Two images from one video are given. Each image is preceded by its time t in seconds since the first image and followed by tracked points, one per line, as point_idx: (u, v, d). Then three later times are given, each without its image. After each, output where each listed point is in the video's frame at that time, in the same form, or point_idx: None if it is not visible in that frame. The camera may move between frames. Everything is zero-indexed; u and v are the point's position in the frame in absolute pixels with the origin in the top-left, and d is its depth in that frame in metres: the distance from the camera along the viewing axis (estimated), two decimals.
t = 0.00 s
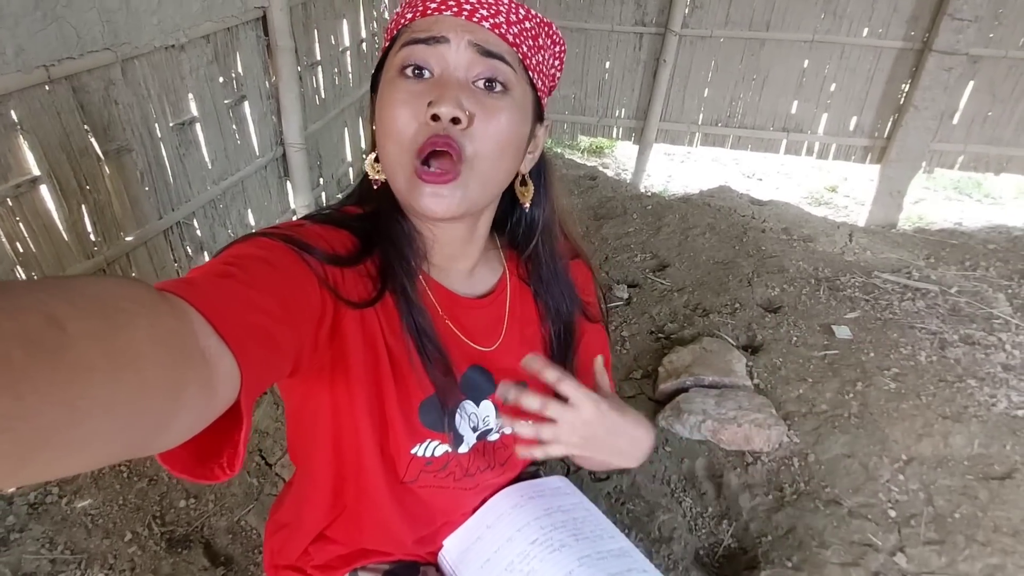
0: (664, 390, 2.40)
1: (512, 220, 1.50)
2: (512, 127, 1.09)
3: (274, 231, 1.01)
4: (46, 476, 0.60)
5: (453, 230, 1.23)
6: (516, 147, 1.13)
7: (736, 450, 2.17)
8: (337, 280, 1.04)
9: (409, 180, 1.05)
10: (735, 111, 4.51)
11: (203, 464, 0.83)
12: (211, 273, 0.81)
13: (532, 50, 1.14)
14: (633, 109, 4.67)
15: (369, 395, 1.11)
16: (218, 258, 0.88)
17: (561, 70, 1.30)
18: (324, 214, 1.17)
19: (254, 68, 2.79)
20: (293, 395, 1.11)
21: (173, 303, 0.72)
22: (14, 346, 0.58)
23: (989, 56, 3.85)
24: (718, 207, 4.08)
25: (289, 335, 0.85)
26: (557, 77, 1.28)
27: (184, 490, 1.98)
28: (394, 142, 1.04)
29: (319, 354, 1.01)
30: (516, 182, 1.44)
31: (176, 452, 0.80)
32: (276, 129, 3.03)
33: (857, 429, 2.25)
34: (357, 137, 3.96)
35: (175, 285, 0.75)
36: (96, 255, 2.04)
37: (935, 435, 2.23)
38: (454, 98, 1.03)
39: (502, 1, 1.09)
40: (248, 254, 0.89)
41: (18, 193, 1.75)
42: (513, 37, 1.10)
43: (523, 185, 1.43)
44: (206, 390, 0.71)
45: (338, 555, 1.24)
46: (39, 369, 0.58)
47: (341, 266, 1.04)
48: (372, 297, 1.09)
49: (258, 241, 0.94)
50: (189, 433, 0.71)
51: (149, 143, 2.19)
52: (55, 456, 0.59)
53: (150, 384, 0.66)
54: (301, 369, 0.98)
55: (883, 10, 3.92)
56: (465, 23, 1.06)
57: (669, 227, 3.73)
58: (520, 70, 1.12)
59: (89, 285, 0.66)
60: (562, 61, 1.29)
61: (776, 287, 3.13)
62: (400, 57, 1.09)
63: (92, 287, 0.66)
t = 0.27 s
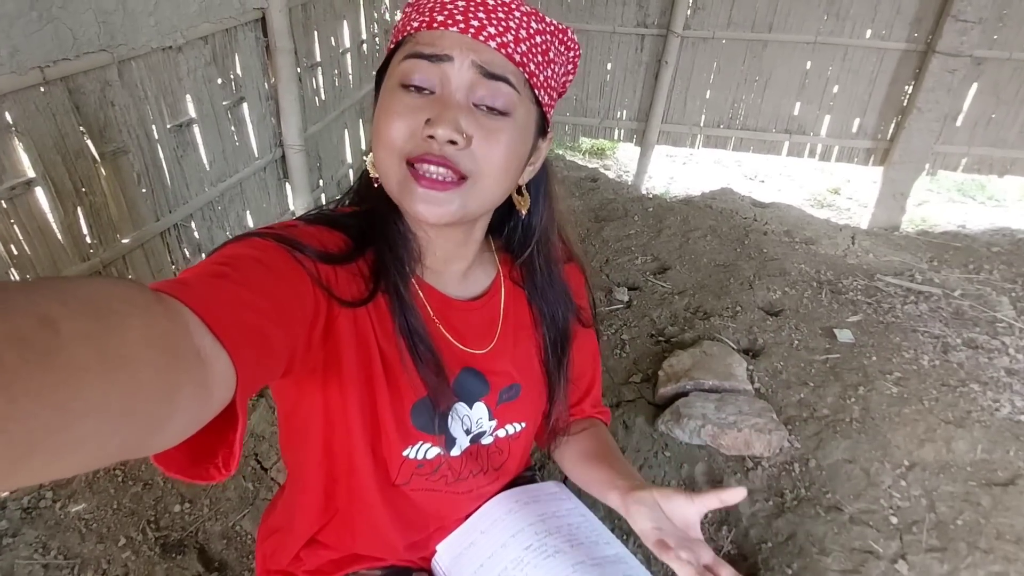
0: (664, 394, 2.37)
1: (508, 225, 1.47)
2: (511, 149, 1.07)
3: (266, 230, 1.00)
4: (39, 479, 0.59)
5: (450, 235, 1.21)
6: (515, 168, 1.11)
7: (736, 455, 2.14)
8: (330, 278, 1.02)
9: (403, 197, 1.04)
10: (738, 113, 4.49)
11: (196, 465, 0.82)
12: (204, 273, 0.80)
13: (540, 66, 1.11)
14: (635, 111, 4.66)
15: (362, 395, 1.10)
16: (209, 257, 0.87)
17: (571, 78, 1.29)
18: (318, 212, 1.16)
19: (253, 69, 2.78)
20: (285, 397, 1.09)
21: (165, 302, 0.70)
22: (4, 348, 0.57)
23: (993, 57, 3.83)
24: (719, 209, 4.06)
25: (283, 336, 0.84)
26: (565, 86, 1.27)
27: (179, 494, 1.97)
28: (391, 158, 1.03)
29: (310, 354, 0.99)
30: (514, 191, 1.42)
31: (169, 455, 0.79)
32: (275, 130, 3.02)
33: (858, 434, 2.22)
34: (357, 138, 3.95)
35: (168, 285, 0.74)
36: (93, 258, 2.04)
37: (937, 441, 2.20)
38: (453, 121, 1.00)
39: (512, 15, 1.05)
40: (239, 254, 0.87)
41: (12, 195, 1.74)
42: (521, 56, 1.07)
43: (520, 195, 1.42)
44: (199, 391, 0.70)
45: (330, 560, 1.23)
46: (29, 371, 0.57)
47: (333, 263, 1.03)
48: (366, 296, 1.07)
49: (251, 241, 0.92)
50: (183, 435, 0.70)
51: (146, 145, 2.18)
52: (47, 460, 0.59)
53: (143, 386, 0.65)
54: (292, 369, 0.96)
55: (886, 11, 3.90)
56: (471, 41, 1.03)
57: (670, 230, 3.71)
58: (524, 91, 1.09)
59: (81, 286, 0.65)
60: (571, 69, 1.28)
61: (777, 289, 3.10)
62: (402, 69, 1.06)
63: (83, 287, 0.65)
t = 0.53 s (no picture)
0: (664, 395, 2.38)
1: (519, 229, 1.48)
2: (516, 157, 1.07)
3: (276, 231, 1.00)
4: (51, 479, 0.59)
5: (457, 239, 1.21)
6: (521, 176, 1.11)
7: (735, 456, 2.15)
8: (339, 279, 1.02)
9: (408, 207, 1.04)
10: (736, 114, 4.50)
11: (206, 464, 0.82)
12: (215, 274, 0.80)
13: (547, 72, 1.11)
14: (634, 111, 4.66)
15: (368, 397, 1.10)
16: (219, 259, 0.87)
17: (582, 81, 1.28)
18: (327, 214, 1.16)
19: (253, 69, 2.78)
20: (292, 398, 1.10)
21: (176, 303, 0.71)
22: (17, 349, 0.57)
23: (990, 59, 3.84)
24: (718, 210, 4.07)
25: (291, 339, 0.84)
26: (575, 89, 1.26)
27: (180, 494, 1.97)
28: (396, 166, 1.03)
29: (319, 355, 1.00)
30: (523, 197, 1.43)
31: (179, 455, 0.79)
32: (275, 130, 3.02)
33: (857, 435, 2.24)
34: (357, 138, 3.95)
35: (180, 286, 0.74)
36: (93, 258, 2.03)
37: (935, 442, 2.21)
38: (458, 130, 1.00)
39: (519, 21, 1.05)
40: (250, 255, 0.87)
41: (14, 195, 1.74)
42: (528, 63, 1.07)
43: (529, 201, 1.42)
44: (210, 391, 0.70)
45: (334, 561, 1.24)
46: (41, 371, 0.58)
47: (343, 267, 1.03)
48: (374, 299, 1.07)
49: (261, 242, 0.93)
50: (194, 436, 0.70)
51: (146, 145, 2.17)
52: (59, 460, 0.59)
53: (154, 387, 0.65)
54: (301, 370, 0.96)
55: (884, 13, 3.91)
56: (476, 48, 1.03)
57: (669, 230, 3.72)
58: (530, 98, 1.09)
59: (93, 286, 0.65)
60: (582, 72, 1.27)
61: (776, 290, 3.11)
62: (409, 77, 1.06)
63: (96, 288, 0.65)
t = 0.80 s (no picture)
0: (665, 394, 2.38)
1: (520, 228, 1.48)
2: (518, 160, 1.07)
3: (279, 232, 1.00)
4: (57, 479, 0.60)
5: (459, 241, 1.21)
6: (523, 179, 1.11)
7: (738, 455, 2.16)
8: (343, 281, 1.02)
9: (412, 214, 1.05)
10: (737, 113, 4.51)
11: (209, 466, 0.82)
12: (218, 276, 0.80)
13: (547, 74, 1.11)
14: (634, 111, 4.66)
15: (371, 398, 1.10)
16: (223, 260, 0.87)
17: (582, 80, 1.28)
18: (331, 216, 1.16)
19: (255, 69, 2.78)
20: (296, 398, 1.10)
21: (180, 304, 0.71)
22: (23, 348, 0.57)
23: (991, 58, 3.84)
24: (719, 209, 4.07)
25: (294, 341, 0.84)
26: (575, 88, 1.26)
27: (183, 494, 1.97)
28: (400, 173, 1.04)
29: (322, 357, 1.00)
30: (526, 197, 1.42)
31: (183, 455, 0.79)
32: (276, 131, 3.02)
33: (859, 434, 2.24)
34: (358, 138, 3.95)
35: (185, 288, 0.74)
36: (96, 258, 2.03)
37: (938, 440, 2.22)
38: (460, 136, 1.00)
39: (518, 24, 1.05)
40: (254, 257, 0.88)
41: (17, 196, 1.74)
42: (528, 65, 1.07)
43: (534, 201, 1.41)
44: (215, 392, 0.70)
45: (338, 562, 1.24)
46: (47, 372, 0.58)
47: (346, 268, 1.03)
48: (377, 301, 1.07)
49: (264, 243, 0.93)
50: (199, 437, 0.70)
51: (149, 146, 2.18)
52: (65, 460, 0.59)
53: (160, 387, 0.65)
54: (304, 371, 0.97)
55: (885, 12, 3.91)
56: (476, 53, 1.02)
57: (670, 230, 3.72)
58: (531, 100, 1.09)
59: (99, 287, 0.66)
60: (582, 70, 1.27)
61: (778, 290, 3.12)
62: (409, 83, 1.06)
63: (102, 289, 0.66)
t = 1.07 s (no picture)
0: (668, 393, 2.38)
1: (523, 226, 1.48)
2: (522, 157, 1.08)
3: (282, 234, 1.00)
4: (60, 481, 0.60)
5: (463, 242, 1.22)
6: (527, 175, 1.12)
7: (740, 454, 2.16)
8: (346, 282, 1.03)
9: (420, 213, 1.05)
10: (738, 112, 4.51)
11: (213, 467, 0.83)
12: (222, 277, 0.80)
13: (548, 67, 1.11)
14: (635, 110, 4.66)
15: (375, 399, 1.10)
16: (225, 262, 0.87)
17: (578, 72, 1.27)
18: (334, 217, 1.16)
19: (256, 70, 2.78)
20: (300, 399, 1.10)
21: (183, 306, 0.71)
22: (27, 351, 0.58)
23: (992, 57, 3.84)
24: (720, 208, 4.07)
25: (298, 341, 0.84)
26: (574, 80, 1.25)
27: (187, 494, 1.98)
28: (405, 174, 1.04)
29: (326, 357, 1.00)
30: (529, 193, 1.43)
31: (187, 456, 0.80)
32: (278, 131, 3.02)
33: (862, 433, 2.24)
34: (359, 138, 3.95)
35: (188, 290, 0.74)
36: (99, 259, 2.04)
37: (940, 439, 2.22)
38: (465, 135, 1.01)
39: (517, 18, 1.04)
40: (257, 259, 0.88)
41: (21, 197, 1.75)
42: (529, 60, 1.06)
43: (535, 197, 1.43)
44: (217, 394, 0.70)
45: (343, 561, 1.24)
46: (50, 374, 0.58)
47: (349, 269, 1.03)
48: (380, 302, 1.08)
49: (268, 246, 0.93)
50: (202, 437, 0.71)
51: (151, 146, 2.18)
52: (68, 461, 0.59)
53: (162, 389, 0.65)
54: (309, 372, 0.97)
55: (886, 11, 3.91)
56: (477, 50, 1.02)
57: (672, 229, 3.72)
58: (533, 95, 1.09)
59: (101, 291, 0.66)
60: (579, 63, 1.27)
61: (779, 289, 3.12)
62: (411, 83, 1.05)
63: (104, 293, 0.66)
